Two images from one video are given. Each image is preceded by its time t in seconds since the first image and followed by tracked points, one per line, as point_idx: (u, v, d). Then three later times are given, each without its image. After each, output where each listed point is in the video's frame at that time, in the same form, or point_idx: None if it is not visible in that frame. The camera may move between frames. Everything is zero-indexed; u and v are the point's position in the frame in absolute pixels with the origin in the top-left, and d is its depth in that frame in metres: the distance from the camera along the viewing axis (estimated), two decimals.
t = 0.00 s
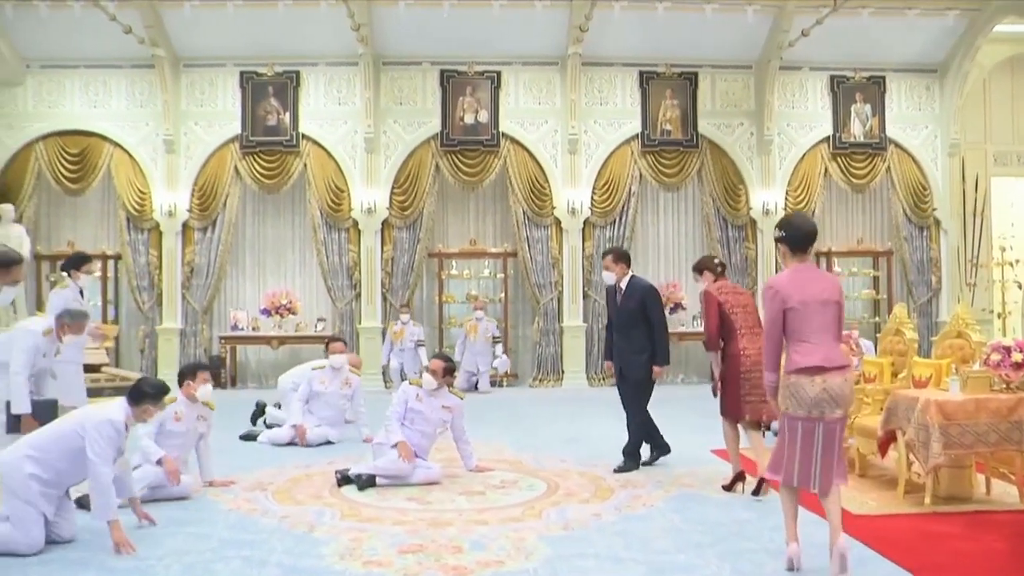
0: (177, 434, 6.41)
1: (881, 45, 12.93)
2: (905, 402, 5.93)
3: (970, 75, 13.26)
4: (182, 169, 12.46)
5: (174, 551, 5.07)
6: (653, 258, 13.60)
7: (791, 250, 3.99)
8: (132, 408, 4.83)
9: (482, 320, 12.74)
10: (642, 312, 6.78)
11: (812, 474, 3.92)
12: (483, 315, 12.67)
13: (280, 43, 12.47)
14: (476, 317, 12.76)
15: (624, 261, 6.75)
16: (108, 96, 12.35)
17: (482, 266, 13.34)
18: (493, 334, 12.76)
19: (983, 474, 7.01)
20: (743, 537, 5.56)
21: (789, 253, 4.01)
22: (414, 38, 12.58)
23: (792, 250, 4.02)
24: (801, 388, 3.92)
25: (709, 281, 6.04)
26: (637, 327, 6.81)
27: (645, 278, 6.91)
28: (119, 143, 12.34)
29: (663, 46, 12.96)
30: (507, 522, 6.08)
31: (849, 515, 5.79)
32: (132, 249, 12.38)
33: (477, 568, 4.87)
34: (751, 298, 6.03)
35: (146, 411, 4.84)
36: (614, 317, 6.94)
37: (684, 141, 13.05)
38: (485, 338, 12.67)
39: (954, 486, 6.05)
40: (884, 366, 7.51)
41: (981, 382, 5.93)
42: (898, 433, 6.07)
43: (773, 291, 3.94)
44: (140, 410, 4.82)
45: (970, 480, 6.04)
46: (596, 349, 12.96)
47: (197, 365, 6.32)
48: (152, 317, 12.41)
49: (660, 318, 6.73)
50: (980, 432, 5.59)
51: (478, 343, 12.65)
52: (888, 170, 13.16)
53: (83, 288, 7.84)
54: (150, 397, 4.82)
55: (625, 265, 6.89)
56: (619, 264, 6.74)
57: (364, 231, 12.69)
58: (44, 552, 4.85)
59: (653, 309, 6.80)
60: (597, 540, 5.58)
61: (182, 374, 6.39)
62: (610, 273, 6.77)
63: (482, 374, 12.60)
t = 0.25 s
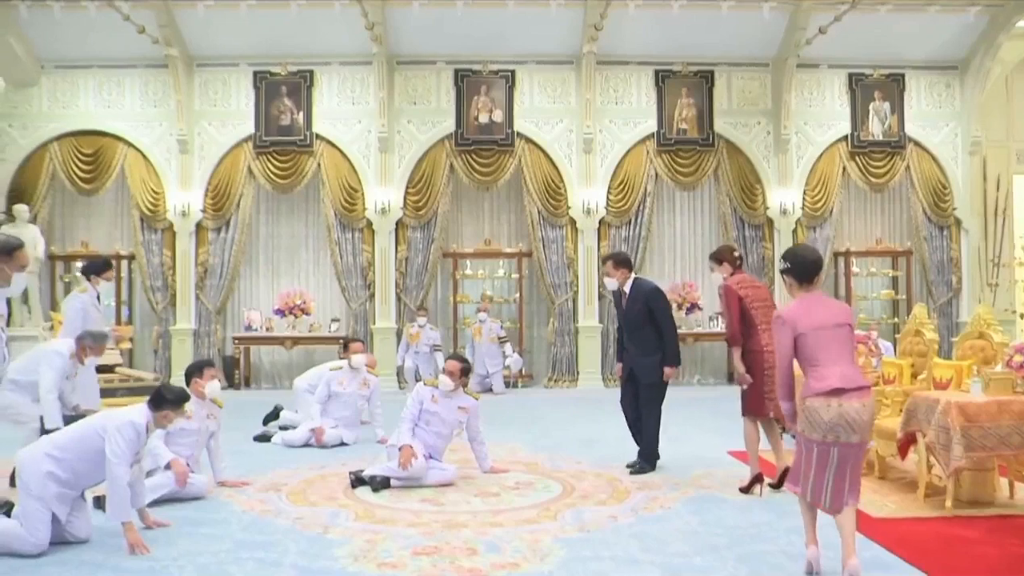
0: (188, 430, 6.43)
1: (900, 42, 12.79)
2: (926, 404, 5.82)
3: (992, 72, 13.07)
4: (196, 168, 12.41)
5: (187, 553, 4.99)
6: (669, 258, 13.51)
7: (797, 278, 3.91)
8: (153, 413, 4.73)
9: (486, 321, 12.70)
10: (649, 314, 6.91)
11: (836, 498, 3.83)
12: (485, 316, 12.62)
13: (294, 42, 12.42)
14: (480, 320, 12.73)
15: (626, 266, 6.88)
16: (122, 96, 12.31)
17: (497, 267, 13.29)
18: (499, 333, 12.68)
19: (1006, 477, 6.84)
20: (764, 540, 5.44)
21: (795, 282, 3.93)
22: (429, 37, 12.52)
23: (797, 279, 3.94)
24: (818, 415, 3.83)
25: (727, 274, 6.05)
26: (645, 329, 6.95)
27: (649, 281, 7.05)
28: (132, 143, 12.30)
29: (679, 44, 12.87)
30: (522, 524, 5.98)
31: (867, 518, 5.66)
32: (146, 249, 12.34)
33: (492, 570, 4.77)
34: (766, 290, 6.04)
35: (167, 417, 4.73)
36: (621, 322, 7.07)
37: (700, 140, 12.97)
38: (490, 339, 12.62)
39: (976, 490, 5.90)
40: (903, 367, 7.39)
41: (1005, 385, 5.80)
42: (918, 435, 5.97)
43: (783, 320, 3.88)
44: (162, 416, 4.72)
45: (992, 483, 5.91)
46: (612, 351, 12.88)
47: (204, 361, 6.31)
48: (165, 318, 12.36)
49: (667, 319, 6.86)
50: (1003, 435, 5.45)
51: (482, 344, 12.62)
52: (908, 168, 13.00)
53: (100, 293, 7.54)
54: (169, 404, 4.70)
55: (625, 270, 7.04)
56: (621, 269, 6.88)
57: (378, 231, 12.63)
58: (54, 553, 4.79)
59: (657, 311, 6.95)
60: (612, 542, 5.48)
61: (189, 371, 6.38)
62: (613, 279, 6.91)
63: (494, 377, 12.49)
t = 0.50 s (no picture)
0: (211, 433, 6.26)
1: (939, 31, 12.34)
2: (968, 407, 5.41)
3: None
4: (214, 165, 12.15)
5: (205, 557, 4.73)
6: (698, 256, 13.18)
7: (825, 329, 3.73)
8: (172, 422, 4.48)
9: (500, 325, 12.38)
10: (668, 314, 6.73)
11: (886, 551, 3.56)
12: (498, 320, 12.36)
13: (315, 36, 12.13)
14: (492, 324, 12.44)
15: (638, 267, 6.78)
16: (138, 91, 12.06)
17: (522, 266, 13.02)
18: (514, 333, 12.38)
19: None
20: (814, 549, 5.08)
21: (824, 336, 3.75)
22: (451, 31, 12.23)
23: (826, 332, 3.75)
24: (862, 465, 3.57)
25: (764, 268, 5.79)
26: (665, 329, 6.76)
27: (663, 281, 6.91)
28: (150, 139, 12.06)
29: (708, 37, 12.52)
30: (548, 530, 5.66)
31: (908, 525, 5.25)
32: (164, 248, 12.10)
33: None
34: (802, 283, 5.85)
35: (183, 426, 4.47)
36: (640, 326, 6.92)
37: (730, 135, 12.59)
38: (507, 342, 12.30)
39: None
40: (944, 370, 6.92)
41: None
42: (960, 440, 5.53)
43: (816, 369, 3.67)
44: (178, 424, 4.46)
45: None
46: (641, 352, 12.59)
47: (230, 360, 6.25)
48: (183, 318, 12.11)
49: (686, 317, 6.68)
50: None
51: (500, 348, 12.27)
52: (948, 163, 12.55)
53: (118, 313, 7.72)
54: (187, 413, 4.45)
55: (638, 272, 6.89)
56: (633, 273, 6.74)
57: (400, 229, 12.35)
58: (60, 559, 4.53)
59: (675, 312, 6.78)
60: (644, 549, 5.16)
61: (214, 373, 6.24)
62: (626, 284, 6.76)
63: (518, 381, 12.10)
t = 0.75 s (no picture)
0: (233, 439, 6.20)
1: (976, 22, 11.93)
2: (1010, 412, 5.08)
3: None
4: (230, 163, 11.92)
5: (224, 564, 4.65)
6: (726, 255, 12.84)
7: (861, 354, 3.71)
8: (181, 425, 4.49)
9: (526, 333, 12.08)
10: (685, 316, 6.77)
11: None
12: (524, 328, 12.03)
13: (333, 31, 11.87)
14: (517, 332, 12.15)
15: (652, 270, 6.82)
16: (153, 88, 11.85)
17: (544, 266, 12.73)
18: (540, 340, 12.11)
19: None
20: (849, 558, 4.91)
21: (860, 360, 3.73)
22: (472, 26, 11.96)
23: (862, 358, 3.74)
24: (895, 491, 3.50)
25: (800, 267, 5.85)
26: (682, 332, 6.81)
27: (679, 283, 6.95)
28: (165, 137, 11.84)
29: (737, 30, 12.17)
30: (572, 536, 5.51)
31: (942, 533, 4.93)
32: (179, 247, 11.88)
33: None
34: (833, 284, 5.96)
35: (193, 429, 4.48)
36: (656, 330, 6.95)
37: (759, 131, 12.23)
38: (534, 348, 12.02)
39: None
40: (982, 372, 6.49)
41: None
42: (1001, 446, 5.24)
43: (848, 394, 3.62)
44: (189, 427, 4.47)
45: None
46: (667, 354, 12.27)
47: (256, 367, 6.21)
48: (199, 318, 11.89)
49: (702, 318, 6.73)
50: None
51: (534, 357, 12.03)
52: (986, 158, 12.13)
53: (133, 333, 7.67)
54: (197, 416, 4.47)
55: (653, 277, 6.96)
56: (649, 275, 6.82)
57: (420, 228, 12.11)
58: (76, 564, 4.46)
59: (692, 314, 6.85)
60: (671, 556, 5.00)
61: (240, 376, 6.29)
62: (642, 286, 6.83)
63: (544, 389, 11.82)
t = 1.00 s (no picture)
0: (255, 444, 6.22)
1: (1015, 12, 11.52)
2: None
3: None
4: (246, 161, 11.70)
5: (239, 569, 4.56)
6: (753, 254, 12.50)
7: (904, 345, 3.32)
8: (183, 425, 4.44)
9: (551, 346, 11.77)
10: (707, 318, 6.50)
11: None
12: (548, 340, 11.72)
13: (351, 25, 11.62)
14: (542, 345, 11.82)
15: (672, 271, 6.56)
16: (168, 85, 11.65)
17: (567, 266, 12.44)
18: (567, 350, 11.81)
19: None
20: (883, 566, 4.73)
21: (901, 350, 3.35)
22: (493, 20, 11.69)
23: (904, 348, 3.35)
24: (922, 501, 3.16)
25: (836, 264, 5.53)
26: (704, 333, 6.54)
27: (700, 282, 6.66)
28: (179, 134, 11.63)
29: (766, 22, 11.82)
30: (596, 542, 5.35)
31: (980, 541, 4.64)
32: (194, 247, 11.67)
33: None
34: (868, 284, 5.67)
35: (196, 427, 4.44)
36: (677, 331, 6.68)
37: (787, 127, 11.88)
38: (562, 360, 11.73)
39: None
40: None
41: None
42: None
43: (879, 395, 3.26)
44: (192, 425, 4.42)
45: None
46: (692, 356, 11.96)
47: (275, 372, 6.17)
48: (215, 320, 11.69)
49: (725, 320, 6.45)
50: None
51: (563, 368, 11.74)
52: None
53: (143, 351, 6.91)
54: (198, 412, 4.43)
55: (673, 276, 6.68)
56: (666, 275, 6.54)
57: (440, 227, 11.86)
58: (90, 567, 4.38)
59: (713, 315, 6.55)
60: (699, 563, 4.85)
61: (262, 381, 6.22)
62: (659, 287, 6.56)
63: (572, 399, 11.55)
